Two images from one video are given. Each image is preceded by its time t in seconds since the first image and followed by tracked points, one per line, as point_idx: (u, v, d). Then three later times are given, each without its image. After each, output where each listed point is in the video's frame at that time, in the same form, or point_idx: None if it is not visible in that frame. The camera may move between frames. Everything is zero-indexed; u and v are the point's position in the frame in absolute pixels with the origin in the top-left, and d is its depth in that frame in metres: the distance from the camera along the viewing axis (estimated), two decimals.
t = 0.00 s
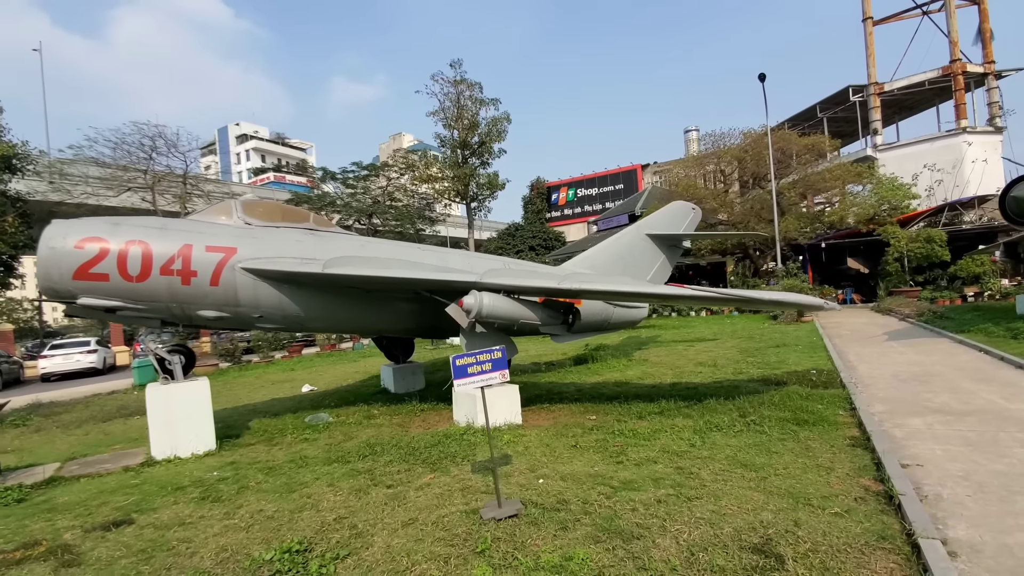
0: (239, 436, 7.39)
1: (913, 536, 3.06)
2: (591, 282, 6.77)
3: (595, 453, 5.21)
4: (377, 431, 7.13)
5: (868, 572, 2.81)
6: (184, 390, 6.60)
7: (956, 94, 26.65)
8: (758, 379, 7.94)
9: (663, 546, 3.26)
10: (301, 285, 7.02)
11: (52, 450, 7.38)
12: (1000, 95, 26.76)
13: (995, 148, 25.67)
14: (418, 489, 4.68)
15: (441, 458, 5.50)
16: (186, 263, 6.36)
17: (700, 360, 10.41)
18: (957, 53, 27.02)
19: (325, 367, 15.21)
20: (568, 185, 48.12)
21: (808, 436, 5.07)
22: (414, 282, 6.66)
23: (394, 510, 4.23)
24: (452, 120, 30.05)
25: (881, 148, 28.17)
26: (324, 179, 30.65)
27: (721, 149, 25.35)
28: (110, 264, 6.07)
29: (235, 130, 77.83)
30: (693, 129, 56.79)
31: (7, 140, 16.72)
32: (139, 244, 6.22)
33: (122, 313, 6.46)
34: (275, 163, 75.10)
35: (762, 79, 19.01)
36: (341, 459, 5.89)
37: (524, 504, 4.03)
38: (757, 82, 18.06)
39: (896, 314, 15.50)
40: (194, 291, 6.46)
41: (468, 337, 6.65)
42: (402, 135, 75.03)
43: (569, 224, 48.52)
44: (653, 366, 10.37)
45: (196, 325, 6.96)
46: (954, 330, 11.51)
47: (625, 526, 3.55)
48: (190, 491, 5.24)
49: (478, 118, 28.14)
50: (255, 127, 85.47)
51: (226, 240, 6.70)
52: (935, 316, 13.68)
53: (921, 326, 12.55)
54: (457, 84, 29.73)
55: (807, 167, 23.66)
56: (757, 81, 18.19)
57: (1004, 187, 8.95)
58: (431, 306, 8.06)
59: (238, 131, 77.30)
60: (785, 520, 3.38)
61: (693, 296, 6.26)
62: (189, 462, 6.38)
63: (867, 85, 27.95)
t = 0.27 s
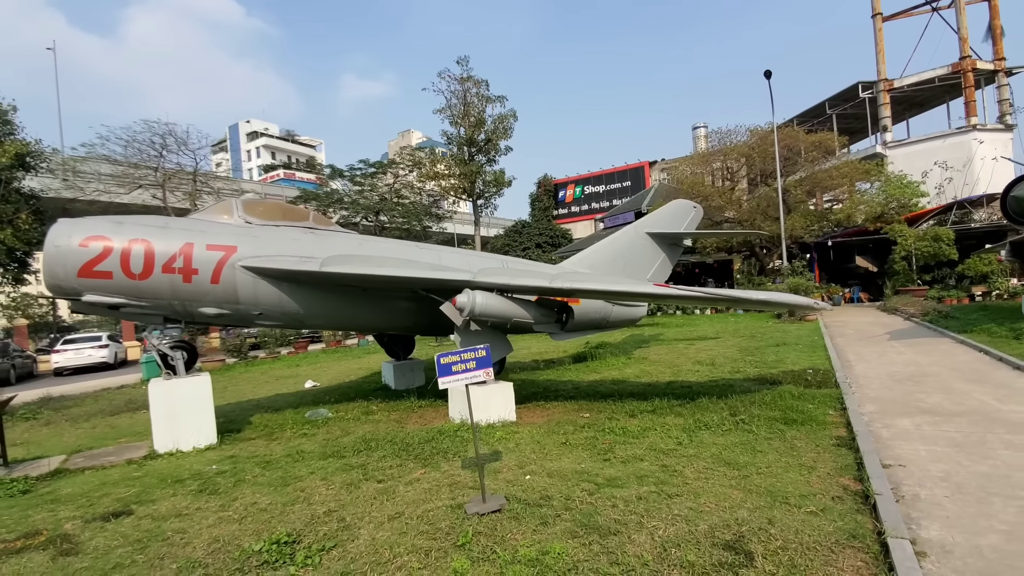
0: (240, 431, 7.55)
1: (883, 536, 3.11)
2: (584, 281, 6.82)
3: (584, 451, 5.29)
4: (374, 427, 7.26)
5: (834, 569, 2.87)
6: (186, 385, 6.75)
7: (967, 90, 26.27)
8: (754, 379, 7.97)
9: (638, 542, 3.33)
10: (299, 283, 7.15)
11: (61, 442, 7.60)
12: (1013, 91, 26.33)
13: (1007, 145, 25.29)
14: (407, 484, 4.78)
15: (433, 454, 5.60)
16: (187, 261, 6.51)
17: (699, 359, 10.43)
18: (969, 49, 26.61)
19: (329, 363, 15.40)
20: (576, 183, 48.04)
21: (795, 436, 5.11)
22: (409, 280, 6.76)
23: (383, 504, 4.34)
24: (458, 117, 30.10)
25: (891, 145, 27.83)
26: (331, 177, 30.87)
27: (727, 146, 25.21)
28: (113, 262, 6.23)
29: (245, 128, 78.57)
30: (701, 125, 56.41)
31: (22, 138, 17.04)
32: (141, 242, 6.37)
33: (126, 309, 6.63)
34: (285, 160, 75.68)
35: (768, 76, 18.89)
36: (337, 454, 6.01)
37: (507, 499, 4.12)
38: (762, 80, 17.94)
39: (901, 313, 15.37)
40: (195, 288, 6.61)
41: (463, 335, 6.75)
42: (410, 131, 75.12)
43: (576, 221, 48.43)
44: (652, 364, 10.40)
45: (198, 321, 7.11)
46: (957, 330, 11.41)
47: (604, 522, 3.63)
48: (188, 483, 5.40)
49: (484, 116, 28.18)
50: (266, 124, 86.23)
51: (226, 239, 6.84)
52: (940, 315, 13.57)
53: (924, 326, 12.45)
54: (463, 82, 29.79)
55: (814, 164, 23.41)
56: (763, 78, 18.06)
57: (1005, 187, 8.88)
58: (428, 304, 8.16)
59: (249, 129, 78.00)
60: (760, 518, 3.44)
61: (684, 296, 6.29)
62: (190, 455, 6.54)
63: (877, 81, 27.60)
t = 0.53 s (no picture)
0: (241, 420, 7.72)
1: (855, 539, 3.15)
2: (580, 279, 6.86)
3: (573, 448, 5.35)
4: (372, 419, 7.38)
5: (803, 570, 2.92)
6: (189, 374, 6.91)
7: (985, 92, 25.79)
8: (751, 380, 7.97)
9: (615, 537, 3.40)
10: (301, 276, 7.27)
11: (69, 427, 7.82)
12: None
13: None
14: (397, 475, 4.89)
15: (426, 447, 5.70)
16: (191, 253, 6.65)
17: (698, 359, 10.43)
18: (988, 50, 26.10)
19: (334, 355, 15.59)
20: (585, 180, 47.90)
21: (784, 438, 5.13)
22: (408, 276, 6.85)
23: (372, 494, 4.44)
24: (469, 113, 30.12)
25: (905, 147, 27.42)
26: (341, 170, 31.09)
27: (738, 145, 25.00)
28: (119, 252, 6.39)
29: (259, 120, 79.28)
30: (714, 124, 55.93)
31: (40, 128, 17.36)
32: (147, 234, 6.53)
33: (132, 299, 6.79)
34: (298, 152, 76.22)
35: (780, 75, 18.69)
36: (332, 445, 6.14)
37: (492, 493, 4.20)
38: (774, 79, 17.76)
39: (908, 317, 15.20)
40: (199, 279, 6.76)
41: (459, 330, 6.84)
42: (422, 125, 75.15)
43: (585, 218, 48.33)
44: (652, 363, 10.43)
45: (202, 312, 7.27)
46: (962, 336, 11.28)
47: (585, 518, 3.69)
48: (187, 469, 5.55)
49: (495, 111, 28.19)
50: (280, 117, 86.88)
51: (230, 231, 6.97)
52: (947, 321, 13.40)
53: (930, 331, 12.33)
54: (474, 77, 29.82)
55: (825, 165, 23.14)
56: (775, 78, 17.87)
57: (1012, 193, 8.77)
58: (428, 299, 8.26)
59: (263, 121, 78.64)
60: (736, 518, 3.49)
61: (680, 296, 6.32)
62: (192, 442, 6.71)
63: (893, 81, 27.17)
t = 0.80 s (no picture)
0: (246, 414, 7.87)
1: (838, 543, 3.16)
2: (580, 280, 6.89)
3: (567, 447, 5.39)
4: (373, 415, 7.49)
5: (782, 573, 2.94)
6: (195, 368, 7.07)
7: (1006, 93, 25.25)
8: (752, 383, 7.94)
9: (600, 536, 3.44)
10: (305, 273, 7.38)
11: (80, 417, 8.03)
12: None
13: None
14: (392, 471, 4.97)
15: (423, 444, 5.78)
16: (199, 249, 6.80)
17: (702, 361, 10.41)
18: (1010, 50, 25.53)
19: (342, 352, 15.77)
20: (597, 180, 47.74)
21: (778, 441, 5.12)
22: (409, 274, 6.93)
23: (366, 488, 4.53)
24: (480, 112, 30.19)
25: (922, 149, 26.95)
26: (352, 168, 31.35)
27: (750, 146, 24.77)
28: (129, 248, 6.55)
29: (274, 118, 80.18)
30: (727, 124, 55.42)
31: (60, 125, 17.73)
32: (156, 231, 6.68)
33: (141, 294, 6.96)
34: (312, 150, 76.92)
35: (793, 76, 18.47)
36: (332, 440, 6.24)
37: (483, 490, 4.25)
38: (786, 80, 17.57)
39: (920, 322, 14.97)
40: (206, 276, 6.90)
41: (459, 329, 6.92)
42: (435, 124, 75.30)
43: (595, 218, 48.17)
44: (655, 365, 10.41)
45: (209, 307, 7.42)
46: (973, 341, 11.10)
47: (572, 517, 3.73)
48: (190, 461, 5.68)
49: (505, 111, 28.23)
50: (295, 115, 87.73)
51: (236, 229, 7.10)
52: (959, 326, 13.18)
53: (941, 336, 12.14)
54: (486, 77, 29.89)
55: (838, 167, 22.85)
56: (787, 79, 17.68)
57: None
58: (431, 297, 8.33)
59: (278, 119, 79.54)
60: (721, 520, 3.52)
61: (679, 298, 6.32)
62: (197, 435, 6.87)
63: (910, 82, 26.71)
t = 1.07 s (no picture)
0: (254, 407, 8.02)
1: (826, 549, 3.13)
2: (584, 280, 6.89)
3: (565, 447, 5.40)
4: (376, 411, 7.58)
5: None
6: (205, 361, 7.23)
7: None
8: (758, 387, 7.84)
9: (587, 535, 3.46)
10: (313, 270, 7.50)
11: (96, 406, 8.26)
12: None
13: None
14: (390, 466, 5.03)
15: (422, 440, 5.83)
16: (210, 245, 6.95)
17: (709, 363, 10.32)
18: None
19: (352, 348, 15.96)
20: (612, 180, 47.51)
21: (778, 446, 5.07)
22: (414, 272, 6.99)
23: (363, 482, 4.60)
24: (495, 112, 30.26)
25: (946, 151, 26.29)
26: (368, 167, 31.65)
27: (768, 147, 24.43)
28: (142, 243, 6.72)
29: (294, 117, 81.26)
30: (746, 125, 54.67)
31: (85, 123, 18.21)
32: (168, 226, 6.85)
33: (154, 287, 7.14)
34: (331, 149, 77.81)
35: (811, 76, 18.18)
36: (334, 434, 6.34)
37: (476, 487, 4.28)
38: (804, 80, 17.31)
39: (938, 328, 14.62)
40: (216, 271, 7.05)
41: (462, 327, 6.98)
42: (452, 123, 75.66)
43: (610, 219, 47.91)
44: (661, 366, 10.35)
45: (219, 301, 7.58)
46: (991, 349, 10.81)
47: (562, 515, 3.75)
48: (195, 451, 5.81)
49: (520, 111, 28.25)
50: (314, 113, 88.77)
51: (246, 225, 7.24)
52: (978, 333, 12.86)
53: (958, 343, 11.84)
54: (501, 76, 29.95)
55: (858, 169, 22.43)
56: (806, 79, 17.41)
57: None
58: (436, 295, 8.41)
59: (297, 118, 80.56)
60: (711, 523, 3.50)
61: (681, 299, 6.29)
62: (205, 426, 7.02)
63: (935, 83, 26.08)
